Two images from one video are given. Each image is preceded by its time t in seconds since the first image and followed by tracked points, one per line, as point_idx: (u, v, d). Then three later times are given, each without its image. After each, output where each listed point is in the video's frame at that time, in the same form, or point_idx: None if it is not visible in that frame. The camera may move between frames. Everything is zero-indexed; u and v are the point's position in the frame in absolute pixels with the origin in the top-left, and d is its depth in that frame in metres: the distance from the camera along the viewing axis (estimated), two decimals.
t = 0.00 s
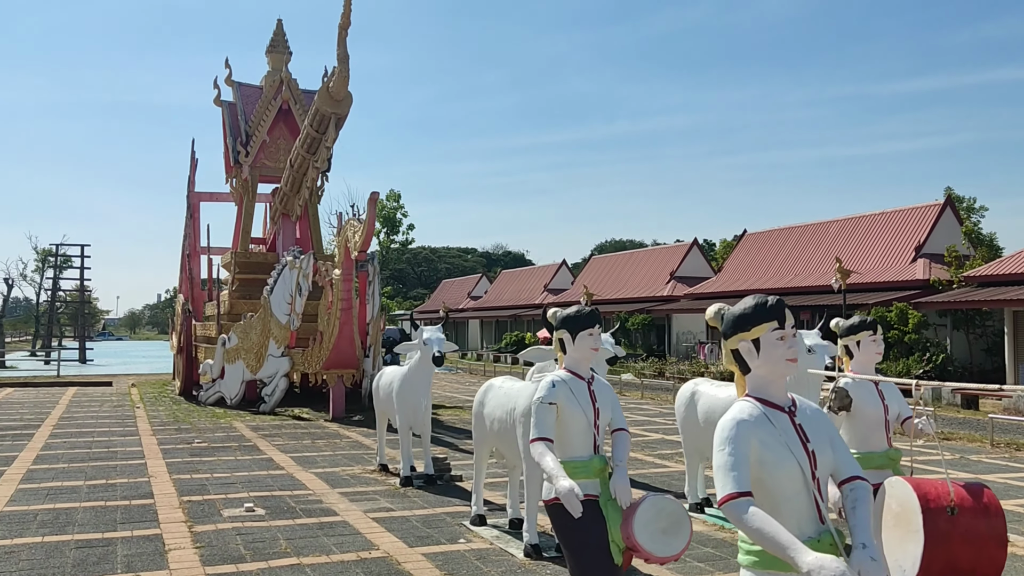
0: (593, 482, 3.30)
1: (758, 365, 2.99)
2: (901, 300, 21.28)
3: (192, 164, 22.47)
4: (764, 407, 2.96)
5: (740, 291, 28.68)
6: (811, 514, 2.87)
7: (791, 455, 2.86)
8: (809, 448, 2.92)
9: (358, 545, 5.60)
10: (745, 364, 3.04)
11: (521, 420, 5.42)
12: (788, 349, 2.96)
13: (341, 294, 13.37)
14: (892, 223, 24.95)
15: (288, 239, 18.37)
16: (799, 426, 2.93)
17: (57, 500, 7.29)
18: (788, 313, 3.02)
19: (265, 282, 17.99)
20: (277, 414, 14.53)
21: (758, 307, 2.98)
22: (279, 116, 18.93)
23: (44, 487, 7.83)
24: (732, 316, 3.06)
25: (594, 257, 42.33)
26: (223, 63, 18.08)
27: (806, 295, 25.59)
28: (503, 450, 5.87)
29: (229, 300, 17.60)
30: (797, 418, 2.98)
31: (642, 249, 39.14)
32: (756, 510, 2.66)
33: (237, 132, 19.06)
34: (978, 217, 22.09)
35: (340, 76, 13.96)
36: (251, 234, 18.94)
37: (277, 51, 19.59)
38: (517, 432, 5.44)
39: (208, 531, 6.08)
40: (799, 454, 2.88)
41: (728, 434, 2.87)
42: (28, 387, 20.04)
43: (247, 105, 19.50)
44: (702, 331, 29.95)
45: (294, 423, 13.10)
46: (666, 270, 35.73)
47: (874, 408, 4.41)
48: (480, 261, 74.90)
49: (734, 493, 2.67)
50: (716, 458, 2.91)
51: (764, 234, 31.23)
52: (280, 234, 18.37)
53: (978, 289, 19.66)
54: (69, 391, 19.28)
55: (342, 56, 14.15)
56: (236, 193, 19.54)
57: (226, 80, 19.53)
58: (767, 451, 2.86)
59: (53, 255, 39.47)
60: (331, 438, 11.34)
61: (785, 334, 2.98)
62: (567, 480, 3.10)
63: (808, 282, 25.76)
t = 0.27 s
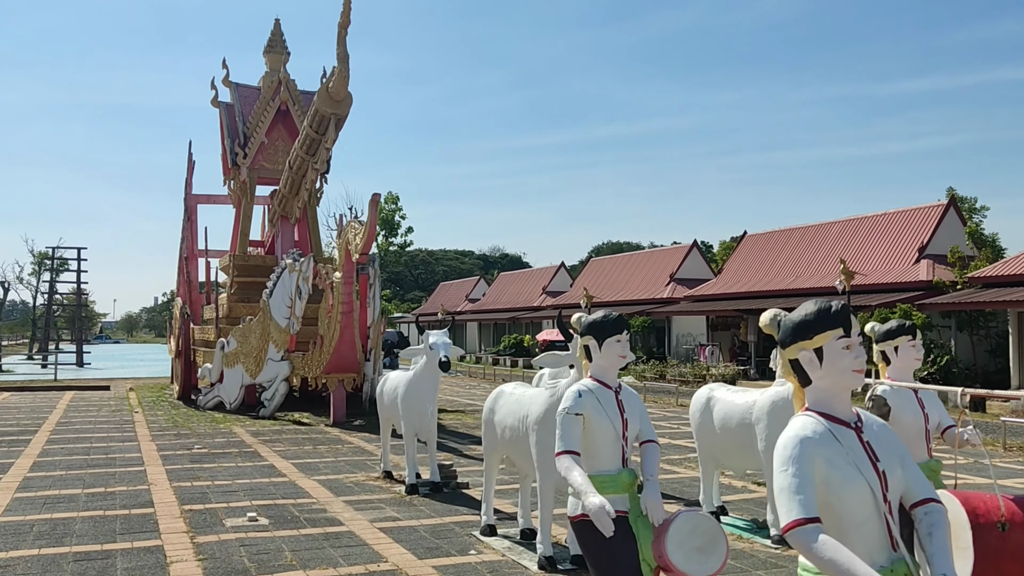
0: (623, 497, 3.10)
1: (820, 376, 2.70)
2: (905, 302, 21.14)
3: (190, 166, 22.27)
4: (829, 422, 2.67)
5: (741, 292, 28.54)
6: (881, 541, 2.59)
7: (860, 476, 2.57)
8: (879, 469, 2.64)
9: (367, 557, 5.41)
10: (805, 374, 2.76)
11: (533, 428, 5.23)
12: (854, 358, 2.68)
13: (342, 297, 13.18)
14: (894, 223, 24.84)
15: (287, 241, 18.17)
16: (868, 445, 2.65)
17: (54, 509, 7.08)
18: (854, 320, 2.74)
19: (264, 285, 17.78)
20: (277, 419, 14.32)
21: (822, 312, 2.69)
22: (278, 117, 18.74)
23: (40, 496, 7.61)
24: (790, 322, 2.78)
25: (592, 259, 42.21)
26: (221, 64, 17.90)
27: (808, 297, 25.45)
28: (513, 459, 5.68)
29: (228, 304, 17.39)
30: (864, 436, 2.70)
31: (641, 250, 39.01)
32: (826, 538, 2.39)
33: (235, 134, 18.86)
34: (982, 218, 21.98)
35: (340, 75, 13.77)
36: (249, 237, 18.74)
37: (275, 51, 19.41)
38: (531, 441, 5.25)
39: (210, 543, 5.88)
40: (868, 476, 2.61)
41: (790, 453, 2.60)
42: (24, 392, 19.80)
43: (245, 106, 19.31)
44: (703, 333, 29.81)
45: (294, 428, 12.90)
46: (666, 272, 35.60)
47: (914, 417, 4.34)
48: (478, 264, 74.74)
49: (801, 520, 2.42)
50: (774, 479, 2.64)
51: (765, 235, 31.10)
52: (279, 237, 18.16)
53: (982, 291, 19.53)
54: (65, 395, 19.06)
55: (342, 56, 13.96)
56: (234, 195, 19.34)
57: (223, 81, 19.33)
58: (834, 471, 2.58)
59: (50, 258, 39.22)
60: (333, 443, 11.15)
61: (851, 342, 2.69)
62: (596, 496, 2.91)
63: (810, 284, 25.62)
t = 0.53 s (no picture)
0: (655, 505, 2.88)
1: (902, 374, 2.50)
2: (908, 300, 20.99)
3: (184, 164, 21.99)
4: (915, 425, 2.47)
5: (741, 291, 28.40)
6: (974, 555, 2.40)
7: (952, 487, 2.38)
8: (972, 477, 2.44)
9: (372, 565, 5.17)
10: (883, 370, 2.56)
11: (546, 430, 5.00)
12: (943, 353, 2.46)
13: (341, 297, 12.93)
14: (895, 221, 24.71)
15: (283, 240, 17.91)
16: (958, 451, 2.45)
17: (45, 516, 6.82)
18: (938, 309, 2.53)
19: (260, 284, 17.52)
20: (274, 421, 14.05)
21: (903, 301, 2.49)
22: (274, 114, 18.47)
23: (30, 502, 7.35)
24: (867, 312, 2.56)
25: (589, 259, 42.03)
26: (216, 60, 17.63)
27: (810, 295, 25.31)
28: (524, 461, 5.47)
29: (224, 304, 17.12)
30: (954, 440, 2.50)
31: (639, 250, 38.87)
32: (921, 559, 2.19)
33: (229, 131, 18.59)
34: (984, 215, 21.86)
35: (337, 71, 13.52)
36: (245, 236, 18.47)
37: (271, 48, 19.14)
38: (544, 443, 5.03)
39: (208, 551, 5.63)
40: (960, 485, 2.41)
41: (873, 460, 2.41)
42: (16, 394, 19.48)
43: (240, 104, 19.04)
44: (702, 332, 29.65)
45: (292, 429, 12.66)
46: (664, 271, 35.46)
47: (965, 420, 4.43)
48: (474, 264, 74.54)
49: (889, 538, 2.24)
50: (854, 489, 2.45)
51: (764, 233, 30.96)
52: (275, 236, 17.90)
53: (986, 288, 19.39)
54: (58, 397, 18.76)
55: (339, 51, 13.71)
56: (229, 193, 19.08)
57: (217, 78, 19.05)
58: (923, 482, 2.38)
59: (43, 259, 38.86)
60: (332, 445, 10.91)
61: (937, 335, 2.47)
62: (630, 505, 2.68)
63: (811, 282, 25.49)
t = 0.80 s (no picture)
0: (692, 526, 2.67)
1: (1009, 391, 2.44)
2: (909, 300, 20.83)
3: (176, 164, 21.69)
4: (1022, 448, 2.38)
5: (740, 292, 28.24)
6: None
7: None
8: None
9: None
10: (986, 389, 2.48)
11: (558, 440, 4.77)
12: None
13: (337, 299, 12.66)
14: (895, 221, 24.61)
15: (277, 241, 17.63)
16: None
17: (32, 528, 6.53)
18: None
19: (254, 286, 17.24)
20: (270, 425, 13.76)
21: (1008, 306, 2.40)
22: (267, 113, 18.19)
23: (17, 513, 7.06)
24: (962, 321, 2.48)
25: (586, 260, 41.83)
26: (208, 58, 17.35)
27: (809, 296, 25.14)
28: (534, 471, 5.24)
29: (217, 306, 16.83)
30: None
31: (636, 250, 38.69)
32: None
33: (222, 130, 18.29)
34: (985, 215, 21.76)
35: (333, 68, 13.26)
36: (239, 237, 18.18)
37: (264, 46, 18.86)
38: (555, 453, 4.81)
39: (203, 566, 5.36)
40: None
41: (983, 492, 2.31)
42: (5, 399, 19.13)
43: (233, 102, 18.75)
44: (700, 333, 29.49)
45: (288, 434, 12.39)
46: (662, 272, 35.28)
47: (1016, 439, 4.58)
48: (468, 265, 74.28)
49: None
50: (961, 525, 2.35)
51: (762, 233, 30.79)
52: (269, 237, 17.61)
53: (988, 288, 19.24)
54: (48, 402, 18.42)
55: (335, 48, 13.45)
56: (222, 194, 18.78)
57: (210, 77, 18.75)
58: None
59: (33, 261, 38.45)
60: (330, 451, 10.65)
61: None
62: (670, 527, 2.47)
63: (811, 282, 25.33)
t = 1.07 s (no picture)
0: (742, 540, 2.47)
1: None
2: (909, 297, 20.69)
3: (167, 162, 21.32)
4: None
5: (737, 290, 28.07)
6: None
7: None
8: None
9: None
10: None
11: (574, 441, 4.51)
12: None
13: (333, 297, 12.32)
14: (894, 218, 24.50)
15: (270, 240, 17.31)
16: None
17: (15, 538, 6.21)
18: None
19: (246, 285, 16.91)
20: (263, 428, 13.45)
21: None
22: (259, 109, 17.85)
23: None
24: None
25: (580, 258, 41.63)
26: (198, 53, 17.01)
27: (807, 294, 24.98)
28: (546, 474, 4.97)
29: (209, 306, 16.50)
30: None
31: (630, 248, 38.51)
32: None
33: (213, 127, 17.96)
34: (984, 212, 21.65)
35: (327, 62, 12.97)
36: (231, 235, 17.85)
37: (256, 41, 18.53)
38: (571, 456, 4.54)
39: None
40: None
41: None
42: None
43: (224, 98, 18.41)
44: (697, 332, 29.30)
45: (283, 437, 12.09)
46: (657, 270, 35.13)
47: None
48: (461, 264, 73.90)
49: None
50: None
51: (758, 231, 30.64)
52: (262, 235, 17.29)
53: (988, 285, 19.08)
54: (35, 405, 18.02)
55: (330, 41, 13.15)
56: (213, 192, 18.44)
57: (201, 72, 18.40)
58: None
59: (20, 262, 37.89)
60: (326, 454, 10.36)
61: None
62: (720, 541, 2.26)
63: (809, 280, 25.16)
